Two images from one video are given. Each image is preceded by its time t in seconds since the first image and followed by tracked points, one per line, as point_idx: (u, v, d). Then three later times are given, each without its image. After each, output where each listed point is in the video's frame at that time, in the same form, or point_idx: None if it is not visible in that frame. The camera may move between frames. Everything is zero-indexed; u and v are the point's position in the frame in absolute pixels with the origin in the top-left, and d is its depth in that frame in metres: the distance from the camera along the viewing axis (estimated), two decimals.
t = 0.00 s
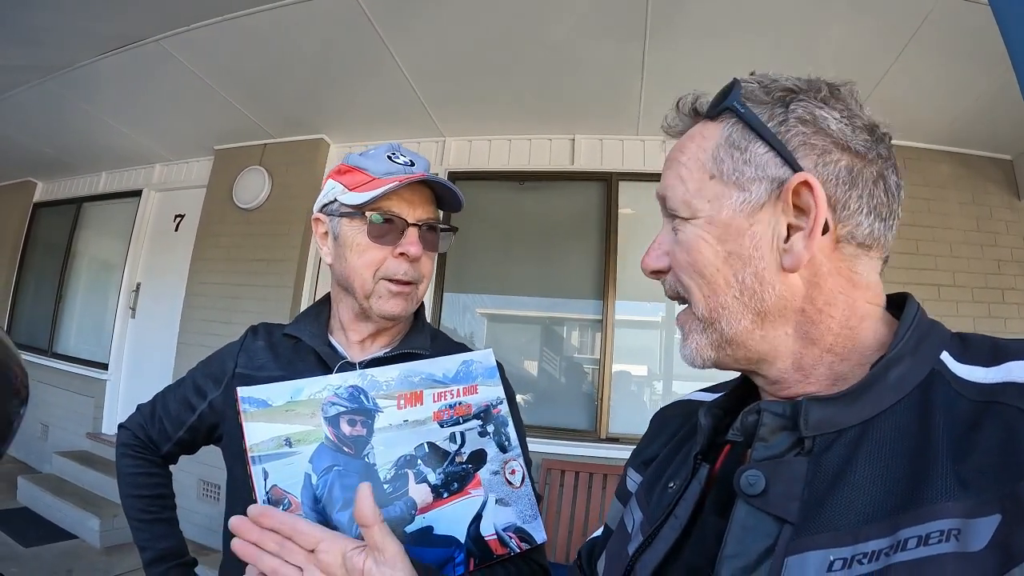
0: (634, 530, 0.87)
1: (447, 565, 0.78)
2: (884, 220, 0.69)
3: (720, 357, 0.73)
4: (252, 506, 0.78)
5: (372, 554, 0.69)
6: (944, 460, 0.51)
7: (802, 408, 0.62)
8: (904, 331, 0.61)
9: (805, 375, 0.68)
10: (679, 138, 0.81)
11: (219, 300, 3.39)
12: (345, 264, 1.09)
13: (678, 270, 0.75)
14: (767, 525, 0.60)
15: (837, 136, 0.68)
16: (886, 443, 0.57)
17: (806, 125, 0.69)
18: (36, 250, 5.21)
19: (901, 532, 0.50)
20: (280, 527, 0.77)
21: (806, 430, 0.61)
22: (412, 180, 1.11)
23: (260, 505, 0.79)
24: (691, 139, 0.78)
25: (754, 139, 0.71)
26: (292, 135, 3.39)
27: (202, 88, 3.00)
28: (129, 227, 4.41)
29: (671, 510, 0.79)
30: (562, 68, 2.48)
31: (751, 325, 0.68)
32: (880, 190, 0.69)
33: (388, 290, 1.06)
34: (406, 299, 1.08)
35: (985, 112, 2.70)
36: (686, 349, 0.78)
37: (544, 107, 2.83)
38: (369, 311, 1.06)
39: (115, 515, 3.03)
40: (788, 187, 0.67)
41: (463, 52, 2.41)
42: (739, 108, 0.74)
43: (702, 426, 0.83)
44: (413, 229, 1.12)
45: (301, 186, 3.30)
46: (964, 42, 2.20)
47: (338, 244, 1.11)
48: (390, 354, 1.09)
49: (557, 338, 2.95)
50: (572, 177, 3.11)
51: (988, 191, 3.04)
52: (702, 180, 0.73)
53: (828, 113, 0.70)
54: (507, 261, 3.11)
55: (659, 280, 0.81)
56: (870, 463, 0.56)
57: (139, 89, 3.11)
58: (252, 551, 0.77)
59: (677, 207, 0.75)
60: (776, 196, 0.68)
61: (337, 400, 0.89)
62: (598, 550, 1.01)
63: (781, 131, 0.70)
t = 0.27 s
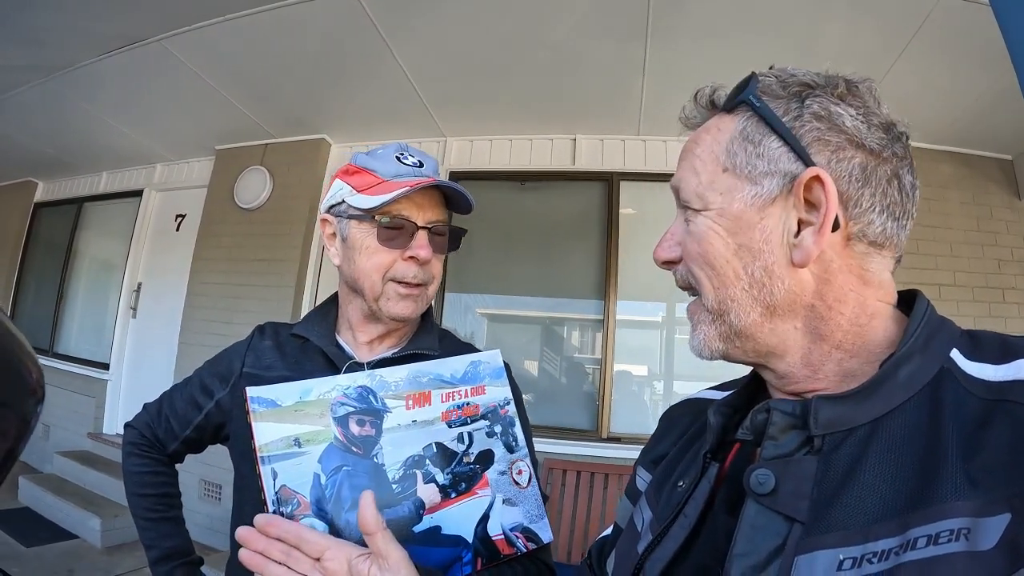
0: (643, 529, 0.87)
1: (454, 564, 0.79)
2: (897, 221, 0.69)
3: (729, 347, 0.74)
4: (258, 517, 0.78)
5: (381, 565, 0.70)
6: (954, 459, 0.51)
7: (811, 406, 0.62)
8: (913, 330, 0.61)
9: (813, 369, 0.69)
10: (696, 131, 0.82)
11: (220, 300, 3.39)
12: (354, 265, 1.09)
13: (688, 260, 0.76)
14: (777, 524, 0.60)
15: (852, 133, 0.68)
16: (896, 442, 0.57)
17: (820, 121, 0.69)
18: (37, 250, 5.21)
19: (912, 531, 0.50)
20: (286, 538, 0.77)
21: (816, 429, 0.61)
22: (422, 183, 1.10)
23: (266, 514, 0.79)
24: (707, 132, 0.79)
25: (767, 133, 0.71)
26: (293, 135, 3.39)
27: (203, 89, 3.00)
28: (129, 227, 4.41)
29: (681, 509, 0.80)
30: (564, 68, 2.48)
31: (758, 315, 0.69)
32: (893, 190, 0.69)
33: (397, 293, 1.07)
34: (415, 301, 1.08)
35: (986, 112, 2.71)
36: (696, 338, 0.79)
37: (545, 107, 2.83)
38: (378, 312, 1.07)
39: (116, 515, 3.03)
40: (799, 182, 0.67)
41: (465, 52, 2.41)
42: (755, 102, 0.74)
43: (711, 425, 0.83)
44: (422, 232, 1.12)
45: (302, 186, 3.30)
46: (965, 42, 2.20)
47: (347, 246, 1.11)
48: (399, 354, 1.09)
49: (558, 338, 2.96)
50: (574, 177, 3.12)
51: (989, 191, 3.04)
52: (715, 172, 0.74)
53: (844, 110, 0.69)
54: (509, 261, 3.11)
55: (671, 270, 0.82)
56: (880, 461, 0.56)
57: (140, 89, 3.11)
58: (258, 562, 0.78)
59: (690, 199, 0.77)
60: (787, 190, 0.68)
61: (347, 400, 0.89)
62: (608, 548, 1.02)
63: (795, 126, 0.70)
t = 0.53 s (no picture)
0: (647, 530, 0.87)
1: (463, 564, 0.80)
2: (900, 219, 0.69)
3: (732, 345, 0.74)
4: (263, 521, 0.78)
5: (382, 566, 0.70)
6: (958, 458, 0.51)
7: (815, 406, 0.62)
8: (916, 329, 0.61)
9: (817, 367, 0.69)
10: (700, 131, 0.82)
11: (221, 300, 3.39)
12: (362, 265, 1.09)
13: (691, 258, 0.76)
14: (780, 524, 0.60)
15: (855, 131, 0.68)
16: (900, 441, 0.57)
17: (823, 119, 0.69)
18: (38, 251, 5.21)
19: (916, 531, 0.50)
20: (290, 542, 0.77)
21: (820, 429, 0.61)
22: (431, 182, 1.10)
23: (273, 517, 0.80)
24: (710, 131, 0.79)
25: (770, 132, 0.71)
26: (295, 135, 3.39)
27: (205, 89, 3.00)
28: (130, 227, 4.41)
29: (685, 511, 0.80)
30: (565, 69, 2.49)
31: (761, 313, 0.69)
32: (896, 188, 0.69)
33: (405, 294, 1.06)
34: (423, 301, 1.09)
35: (986, 112, 2.71)
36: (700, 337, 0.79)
37: (547, 107, 2.84)
38: (386, 313, 1.07)
39: (117, 516, 3.03)
40: (801, 180, 0.67)
41: (466, 52, 2.41)
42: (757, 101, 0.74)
43: (715, 425, 0.82)
44: (431, 231, 1.12)
45: (303, 186, 3.30)
46: (965, 43, 2.21)
47: (356, 246, 1.11)
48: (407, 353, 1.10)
49: (558, 338, 2.95)
50: (576, 177, 3.12)
51: (990, 191, 3.04)
52: (717, 171, 0.75)
53: (846, 109, 0.70)
54: (510, 261, 3.11)
55: (674, 268, 0.82)
56: (884, 461, 0.56)
57: (142, 90, 3.11)
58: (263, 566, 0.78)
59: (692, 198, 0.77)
60: (790, 189, 0.68)
61: (354, 399, 0.89)
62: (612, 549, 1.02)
63: (798, 124, 0.70)
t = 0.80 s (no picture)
0: (649, 532, 0.88)
1: (469, 566, 0.80)
2: (900, 219, 0.69)
3: (734, 346, 0.74)
4: (264, 521, 0.79)
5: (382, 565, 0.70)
6: (959, 460, 0.51)
7: (816, 408, 0.62)
8: (917, 330, 0.61)
9: (819, 368, 0.69)
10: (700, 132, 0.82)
11: (222, 300, 3.39)
12: (368, 265, 1.09)
13: (692, 259, 0.77)
14: (781, 526, 0.60)
15: (854, 132, 0.68)
16: (901, 443, 0.57)
17: (822, 120, 0.69)
18: (39, 250, 5.22)
19: (916, 533, 0.51)
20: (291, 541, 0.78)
21: (820, 431, 0.61)
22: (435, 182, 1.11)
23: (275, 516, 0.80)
24: (710, 133, 0.79)
25: (769, 133, 0.72)
26: (296, 135, 3.40)
27: (206, 90, 3.00)
28: (131, 227, 4.41)
29: (685, 513, 0.80)
30: (566, 69, 2.49)
31: (761, 313, 0.69)
32: (895, 188, 0.69)
33: (412, 293, 1.07)
34: (430, 299, 1.09)
35: (986, 113, 2.71)
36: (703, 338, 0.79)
37: (548, 108, 2.84)
38: (394, 313, 1.07)
39: (118, 515, 3.03)
40: (800, 180, 0.67)
41: (467, 53, 2.41)
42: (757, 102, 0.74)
43: (716, 426, 0.82)
44: (437, 231, 1.12)
45: (305, 186, 3.30)
46: (966, 44, 2.21)
47: (361, 247, 1.11)
48: (411, 355, 1.09)
49: (559, 338, 2.96)
50: (577, 178, 3.12)
51: (990, 192, 3.05)
52: (717, 172, 0.75)
53: (846, 109, 0.70)
54: (511, 262, 3.11)
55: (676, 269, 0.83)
56: (884, 463, 0.57)
57: (143, 90, 3.12)
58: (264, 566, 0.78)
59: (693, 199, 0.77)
60: (790, 189, 0.68)
61: (362, 401, 0.89)
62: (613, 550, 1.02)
63: (797, 126, 0.70)
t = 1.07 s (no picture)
0: (663, 529, 0.85)
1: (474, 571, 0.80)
2: (897, 216, 0.69)
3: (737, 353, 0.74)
4: (253, 498, 0.79)
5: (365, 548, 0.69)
6: (958, 479, 0.52)
7: (814, 426, 0.62)
8: (919, 340, 0.61)
9: (824, 372, 0.68)
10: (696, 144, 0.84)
11: (223, 302, 3.39)
12: (372, 273, 1.09)
13: (692, 267, 0.78)
14: (779, 544, 0.61)
15: (843, 131, 0.68)
16: (899, 462, 0.58)
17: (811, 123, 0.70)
18: (40, 251, 5.22)
19: (913, 554, 0.52)
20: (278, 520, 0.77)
21: (819, 449, 0.62)
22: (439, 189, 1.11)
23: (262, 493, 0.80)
24: (704, 144, 0.80)
25: (758, 140, 0.72)
26: (297, 137, 3.40)
27: (207, 91, 3.01)
28: (133, 228, 4.42)
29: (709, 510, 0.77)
30: (568, 71, 2.49)
31: (759, 318, 0.70)
32: (890, 184, 0.69)
33: (416, 300, 1.07)
34: (434, 306, 1.09)
35: (986, 115, 2.72)
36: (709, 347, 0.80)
37: (549, 110, 2.85)
38: (398, 319, 1.07)
39: (119, 516, 3.03)
40: (790, 182, 0.68)
41: (468, 54, 2.42)
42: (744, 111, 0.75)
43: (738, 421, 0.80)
44: (441, 238, 1.12)
45: (306, 188, 3.30)
46: (966, 46, 2.21)
47: (365, 254, 1.11)
48: (414, 362, 1.09)
49: (560, 340, 2.96)
50: (578, 180, 3.13)
51: (990, 194, 3.05)
52: (710, 181, 0.76)
53: (834, 110, 0.70)
54: (512, 264, 3.12)
55: (681, 278, 0.83)
56: (882, 481, 0.57)
57: (145, 91, 3.12)
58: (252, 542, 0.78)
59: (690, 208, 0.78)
60: (780, 192, 0.69)
61: (365, 408, 0.90)
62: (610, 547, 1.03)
63: (786, 129, 0.70)
